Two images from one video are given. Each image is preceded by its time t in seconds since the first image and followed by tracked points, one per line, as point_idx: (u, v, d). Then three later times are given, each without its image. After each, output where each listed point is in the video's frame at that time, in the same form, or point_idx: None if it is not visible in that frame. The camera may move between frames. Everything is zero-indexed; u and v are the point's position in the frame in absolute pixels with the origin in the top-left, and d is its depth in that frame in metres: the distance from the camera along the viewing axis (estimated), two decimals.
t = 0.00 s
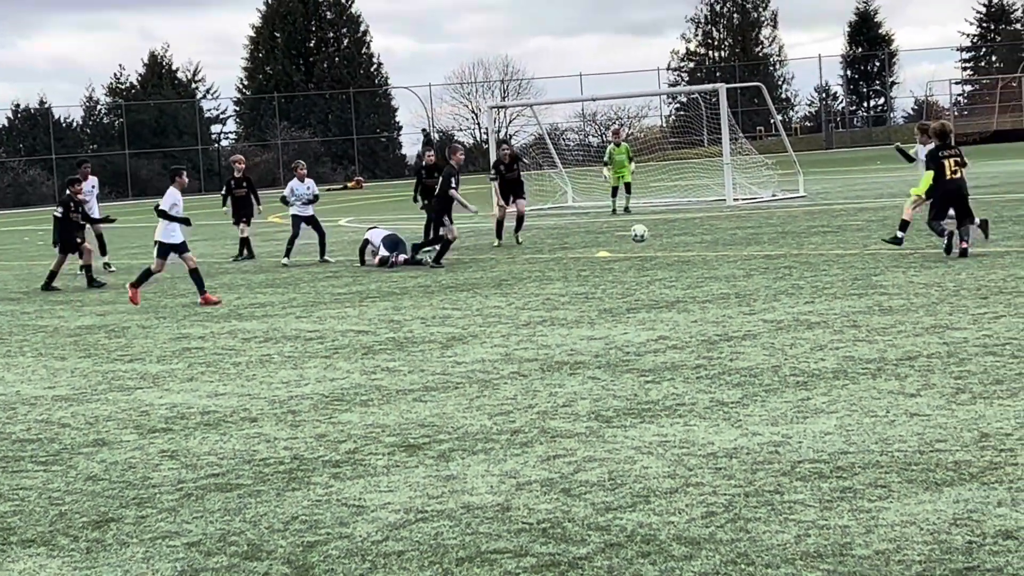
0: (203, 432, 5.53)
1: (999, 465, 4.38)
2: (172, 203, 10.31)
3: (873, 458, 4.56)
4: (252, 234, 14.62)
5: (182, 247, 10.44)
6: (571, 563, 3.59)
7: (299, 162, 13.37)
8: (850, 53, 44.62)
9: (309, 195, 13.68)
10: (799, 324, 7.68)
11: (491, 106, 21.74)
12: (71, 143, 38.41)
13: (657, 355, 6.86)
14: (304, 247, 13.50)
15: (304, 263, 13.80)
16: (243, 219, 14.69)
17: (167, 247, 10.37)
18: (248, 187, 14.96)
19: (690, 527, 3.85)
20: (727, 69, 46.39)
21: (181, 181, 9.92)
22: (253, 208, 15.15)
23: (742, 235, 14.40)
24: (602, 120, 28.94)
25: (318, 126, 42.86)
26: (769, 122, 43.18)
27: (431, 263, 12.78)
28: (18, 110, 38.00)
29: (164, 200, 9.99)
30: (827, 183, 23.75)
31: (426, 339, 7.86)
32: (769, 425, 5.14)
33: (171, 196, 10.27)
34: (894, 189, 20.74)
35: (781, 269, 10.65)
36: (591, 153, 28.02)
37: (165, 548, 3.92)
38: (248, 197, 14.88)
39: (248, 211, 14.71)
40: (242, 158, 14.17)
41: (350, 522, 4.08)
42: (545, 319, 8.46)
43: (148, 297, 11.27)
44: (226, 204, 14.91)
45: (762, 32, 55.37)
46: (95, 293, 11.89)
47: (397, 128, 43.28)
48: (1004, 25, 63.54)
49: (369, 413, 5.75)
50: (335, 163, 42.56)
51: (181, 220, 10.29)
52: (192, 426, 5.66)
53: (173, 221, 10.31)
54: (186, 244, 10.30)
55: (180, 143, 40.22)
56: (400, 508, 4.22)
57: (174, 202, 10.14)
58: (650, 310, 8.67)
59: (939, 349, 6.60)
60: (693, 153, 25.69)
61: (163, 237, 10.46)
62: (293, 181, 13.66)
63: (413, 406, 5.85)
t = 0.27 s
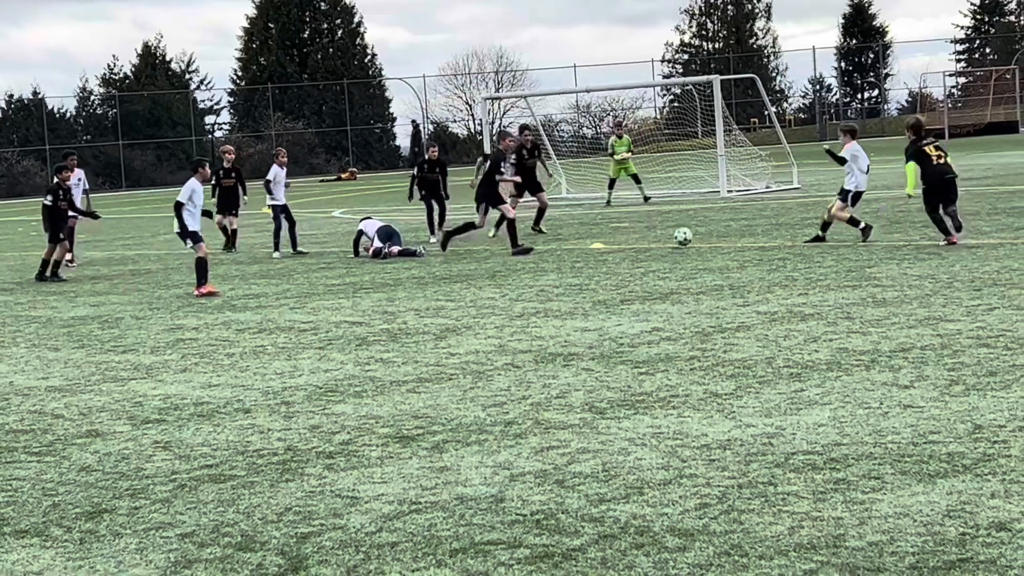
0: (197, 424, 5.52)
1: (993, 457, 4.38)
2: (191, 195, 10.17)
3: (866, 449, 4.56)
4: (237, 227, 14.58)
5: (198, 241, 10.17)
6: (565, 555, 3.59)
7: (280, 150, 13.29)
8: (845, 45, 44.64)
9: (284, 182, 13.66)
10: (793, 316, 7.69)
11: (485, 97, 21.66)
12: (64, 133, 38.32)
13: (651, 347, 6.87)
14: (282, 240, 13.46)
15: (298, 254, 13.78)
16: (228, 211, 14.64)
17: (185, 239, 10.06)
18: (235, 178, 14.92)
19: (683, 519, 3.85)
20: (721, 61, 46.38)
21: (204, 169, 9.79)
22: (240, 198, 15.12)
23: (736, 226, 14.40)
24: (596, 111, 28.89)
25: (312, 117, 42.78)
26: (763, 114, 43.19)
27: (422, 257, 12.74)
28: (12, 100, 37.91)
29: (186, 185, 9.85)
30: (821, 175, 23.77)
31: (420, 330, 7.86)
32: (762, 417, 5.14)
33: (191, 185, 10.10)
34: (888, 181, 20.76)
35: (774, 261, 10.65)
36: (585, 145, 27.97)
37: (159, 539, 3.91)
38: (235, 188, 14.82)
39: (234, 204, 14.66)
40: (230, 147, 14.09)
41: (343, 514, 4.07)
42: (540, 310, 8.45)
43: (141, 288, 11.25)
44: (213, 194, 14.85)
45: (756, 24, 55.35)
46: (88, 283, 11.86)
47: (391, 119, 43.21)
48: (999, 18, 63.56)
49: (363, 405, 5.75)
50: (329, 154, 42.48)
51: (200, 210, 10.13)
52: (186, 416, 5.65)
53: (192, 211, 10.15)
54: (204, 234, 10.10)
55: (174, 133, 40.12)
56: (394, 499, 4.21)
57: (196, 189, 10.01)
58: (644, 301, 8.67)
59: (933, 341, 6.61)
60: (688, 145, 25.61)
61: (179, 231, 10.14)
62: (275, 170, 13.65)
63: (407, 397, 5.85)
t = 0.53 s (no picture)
0: (192, 413, 5.51)
1: (988, 447, 4.39)
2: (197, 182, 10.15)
3: (861, 440, 4.57)
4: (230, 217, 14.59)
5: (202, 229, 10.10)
6: (560, 544, 3.60)
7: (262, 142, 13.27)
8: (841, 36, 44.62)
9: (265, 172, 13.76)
10: (787, 307, 7.69)
11: (480, 87, 21.61)
12: (59, 123, 38.23)
13: (646, 337, 6.87)
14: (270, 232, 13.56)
15: (293, 244, 13.75)
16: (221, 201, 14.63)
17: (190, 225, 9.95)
18: (227, 167, 14.84)
19: (677, 509, 3.86)
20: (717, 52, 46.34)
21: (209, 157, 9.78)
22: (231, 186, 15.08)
23: (732, 217, 14.40)
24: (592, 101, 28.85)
25: (307, 106, 42.70)
26: (759, 105, 43.21)
27: (416, 246, 12.73)
28: (7, 90, 37.83)
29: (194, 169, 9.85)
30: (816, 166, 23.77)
31: (415, 320, 7.85)
32: (757, 407, 5.15)
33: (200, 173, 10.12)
34: (883, 172, 20.79)
35: (769, 252, 10.65)
36: (581, 136, 27.93)
37: (154, 529, 3.91)
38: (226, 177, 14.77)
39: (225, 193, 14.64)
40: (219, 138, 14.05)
41: (338, 503, 4.07)
42: (535, 300, 8.45)
43: (137, 277, 11.22)
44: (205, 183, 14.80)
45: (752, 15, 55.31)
46: (84, 273, 11.83)
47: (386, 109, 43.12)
48: (995, 9, 63.48)
49: (359, 394, 5.75)
50: (324, 144, 42.38)
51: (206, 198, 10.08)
52: (182, 406, 5.65)
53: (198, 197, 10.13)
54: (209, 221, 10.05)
55: (169, 123, 40.01)
56: (388, 489, 4.22)
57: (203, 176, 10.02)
58: (639, 292, 8.66)
59: (928, 332, 6.62)
60: (683, 136, 25.62)
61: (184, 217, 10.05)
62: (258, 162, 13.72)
63: (402, 387, 5.86)
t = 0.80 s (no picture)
0: (189, 404, 5.50)
1: (985, 439, 4.39)
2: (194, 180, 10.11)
3: (858, 432, 4.57)
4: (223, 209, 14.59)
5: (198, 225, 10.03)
6: (556, 536, 3.60)
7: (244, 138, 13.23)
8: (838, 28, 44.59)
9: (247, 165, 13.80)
10: (785, 299, 7.68)
11: (478, 79, 21.58)
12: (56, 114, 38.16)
13: (643, 329, 6.86)
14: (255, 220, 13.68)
15: (290, 236, 13.73)
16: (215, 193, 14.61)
17: (187, 221, 9.86)
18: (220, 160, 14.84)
19: (674, 501, 3.86)
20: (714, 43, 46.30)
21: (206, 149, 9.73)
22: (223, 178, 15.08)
23: (729, 209, 14.40)
24: (589, 93, 28.83)
25: (304, 98, 42.64)
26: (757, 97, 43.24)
27: (412, 238, 12.71)
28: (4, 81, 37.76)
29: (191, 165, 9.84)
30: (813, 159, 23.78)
31: (412, 312, 7.84)
32: (754, 399, 5.15)
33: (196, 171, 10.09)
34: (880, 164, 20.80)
35: (767, 244, 10.65)
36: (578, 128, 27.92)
37: (150, 520, 3.90)
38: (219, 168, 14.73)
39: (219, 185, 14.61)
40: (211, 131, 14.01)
41: (335, 495, 4.07)
42: (532, 292, 8.44)
43: (134, 269, 11.20)
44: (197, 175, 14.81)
45: (749, 7, 55.26)
46: (81, 264, 11.80)
47: (383, 101, 43.05)
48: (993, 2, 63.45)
49: (355, 386, 5.74)
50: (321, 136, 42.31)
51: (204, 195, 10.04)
52: (178, 397, 5.64)
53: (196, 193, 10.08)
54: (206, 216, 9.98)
55: (166, 114, 39.93)
56: (385, 480, 4.21)
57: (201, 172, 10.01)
58: (636, 284, 8.65)
59: (924, 325, 6.61)
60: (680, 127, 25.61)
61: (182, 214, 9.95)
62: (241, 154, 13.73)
63: (399, 379, 5.85)
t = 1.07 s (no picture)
0: (188, 397, 5.50)
1: (983, 433, 4.39)
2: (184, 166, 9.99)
3: (856, 426, 4.57)
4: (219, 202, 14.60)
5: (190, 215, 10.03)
6: (555, 530, 3.59)
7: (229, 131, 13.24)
8: (838, 22, 44.55)
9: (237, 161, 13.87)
10: (784, 293, 7.68)
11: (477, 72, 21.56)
12: (55, 106, 38.15)
13: (642, 322, 6.86)
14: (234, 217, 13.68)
15: (289, 229, 13.72)
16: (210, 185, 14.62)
17: (178, 212, 9.86)
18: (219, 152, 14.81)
19: (673, 494, 3.86)
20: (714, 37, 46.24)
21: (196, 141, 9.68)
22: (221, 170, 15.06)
23: (728, 202, 14.39)
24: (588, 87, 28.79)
25: (303, 91, 42.60)
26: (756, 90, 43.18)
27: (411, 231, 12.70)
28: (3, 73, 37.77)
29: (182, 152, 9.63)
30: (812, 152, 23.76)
31: (411, 305, 7.83)
32: (754, 392, 5.15)
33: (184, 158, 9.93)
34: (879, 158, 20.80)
35: (766, 237, 10.65)
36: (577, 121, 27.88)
37: (149, 513, 3.90)
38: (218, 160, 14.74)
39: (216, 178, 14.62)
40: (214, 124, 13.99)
41: (334, 488, 4.07)
42: (531, 285, 8.44)
43: (132, 261, 11.18)
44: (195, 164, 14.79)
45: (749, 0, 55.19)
46: (79, 257, 11.79)
47: (382, 94, 43.02)
48: None
49: (354, 379, 5.74)
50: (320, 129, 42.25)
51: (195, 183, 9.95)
52: (177, 390, 5.64)
53: (186, 182, 9.98)
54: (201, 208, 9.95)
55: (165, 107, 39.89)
56: (384, 473, 4.21)
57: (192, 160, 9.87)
58: (635, 277, 8.65)
59: (924, 318, 6.61)
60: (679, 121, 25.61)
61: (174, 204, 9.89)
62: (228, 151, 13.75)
63: (398, 372, 5.85)
